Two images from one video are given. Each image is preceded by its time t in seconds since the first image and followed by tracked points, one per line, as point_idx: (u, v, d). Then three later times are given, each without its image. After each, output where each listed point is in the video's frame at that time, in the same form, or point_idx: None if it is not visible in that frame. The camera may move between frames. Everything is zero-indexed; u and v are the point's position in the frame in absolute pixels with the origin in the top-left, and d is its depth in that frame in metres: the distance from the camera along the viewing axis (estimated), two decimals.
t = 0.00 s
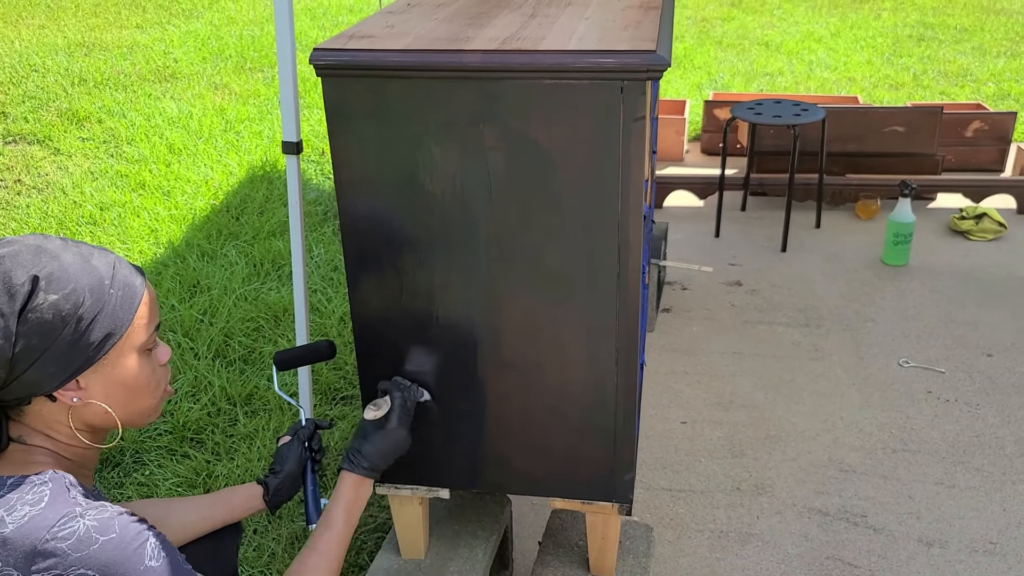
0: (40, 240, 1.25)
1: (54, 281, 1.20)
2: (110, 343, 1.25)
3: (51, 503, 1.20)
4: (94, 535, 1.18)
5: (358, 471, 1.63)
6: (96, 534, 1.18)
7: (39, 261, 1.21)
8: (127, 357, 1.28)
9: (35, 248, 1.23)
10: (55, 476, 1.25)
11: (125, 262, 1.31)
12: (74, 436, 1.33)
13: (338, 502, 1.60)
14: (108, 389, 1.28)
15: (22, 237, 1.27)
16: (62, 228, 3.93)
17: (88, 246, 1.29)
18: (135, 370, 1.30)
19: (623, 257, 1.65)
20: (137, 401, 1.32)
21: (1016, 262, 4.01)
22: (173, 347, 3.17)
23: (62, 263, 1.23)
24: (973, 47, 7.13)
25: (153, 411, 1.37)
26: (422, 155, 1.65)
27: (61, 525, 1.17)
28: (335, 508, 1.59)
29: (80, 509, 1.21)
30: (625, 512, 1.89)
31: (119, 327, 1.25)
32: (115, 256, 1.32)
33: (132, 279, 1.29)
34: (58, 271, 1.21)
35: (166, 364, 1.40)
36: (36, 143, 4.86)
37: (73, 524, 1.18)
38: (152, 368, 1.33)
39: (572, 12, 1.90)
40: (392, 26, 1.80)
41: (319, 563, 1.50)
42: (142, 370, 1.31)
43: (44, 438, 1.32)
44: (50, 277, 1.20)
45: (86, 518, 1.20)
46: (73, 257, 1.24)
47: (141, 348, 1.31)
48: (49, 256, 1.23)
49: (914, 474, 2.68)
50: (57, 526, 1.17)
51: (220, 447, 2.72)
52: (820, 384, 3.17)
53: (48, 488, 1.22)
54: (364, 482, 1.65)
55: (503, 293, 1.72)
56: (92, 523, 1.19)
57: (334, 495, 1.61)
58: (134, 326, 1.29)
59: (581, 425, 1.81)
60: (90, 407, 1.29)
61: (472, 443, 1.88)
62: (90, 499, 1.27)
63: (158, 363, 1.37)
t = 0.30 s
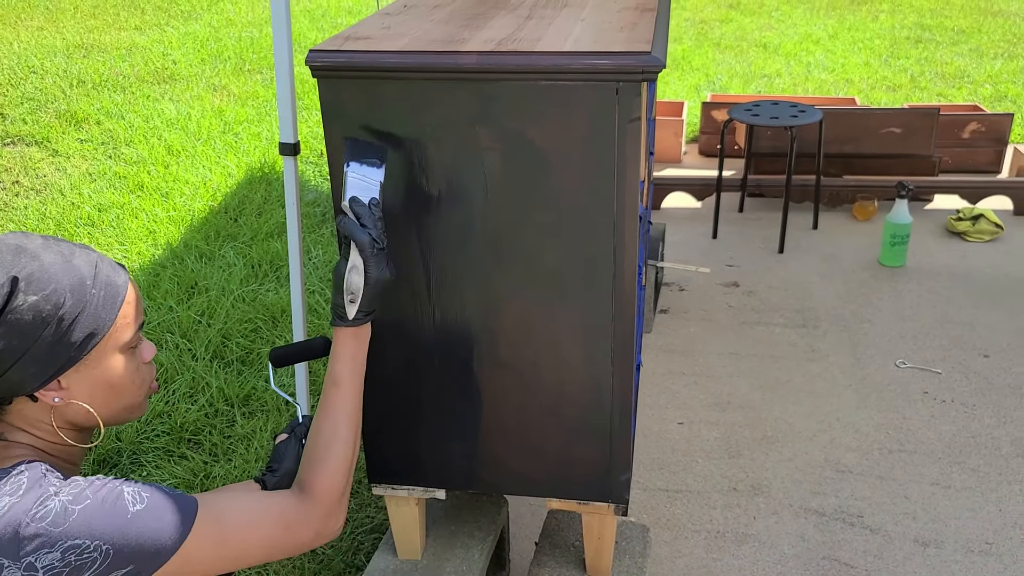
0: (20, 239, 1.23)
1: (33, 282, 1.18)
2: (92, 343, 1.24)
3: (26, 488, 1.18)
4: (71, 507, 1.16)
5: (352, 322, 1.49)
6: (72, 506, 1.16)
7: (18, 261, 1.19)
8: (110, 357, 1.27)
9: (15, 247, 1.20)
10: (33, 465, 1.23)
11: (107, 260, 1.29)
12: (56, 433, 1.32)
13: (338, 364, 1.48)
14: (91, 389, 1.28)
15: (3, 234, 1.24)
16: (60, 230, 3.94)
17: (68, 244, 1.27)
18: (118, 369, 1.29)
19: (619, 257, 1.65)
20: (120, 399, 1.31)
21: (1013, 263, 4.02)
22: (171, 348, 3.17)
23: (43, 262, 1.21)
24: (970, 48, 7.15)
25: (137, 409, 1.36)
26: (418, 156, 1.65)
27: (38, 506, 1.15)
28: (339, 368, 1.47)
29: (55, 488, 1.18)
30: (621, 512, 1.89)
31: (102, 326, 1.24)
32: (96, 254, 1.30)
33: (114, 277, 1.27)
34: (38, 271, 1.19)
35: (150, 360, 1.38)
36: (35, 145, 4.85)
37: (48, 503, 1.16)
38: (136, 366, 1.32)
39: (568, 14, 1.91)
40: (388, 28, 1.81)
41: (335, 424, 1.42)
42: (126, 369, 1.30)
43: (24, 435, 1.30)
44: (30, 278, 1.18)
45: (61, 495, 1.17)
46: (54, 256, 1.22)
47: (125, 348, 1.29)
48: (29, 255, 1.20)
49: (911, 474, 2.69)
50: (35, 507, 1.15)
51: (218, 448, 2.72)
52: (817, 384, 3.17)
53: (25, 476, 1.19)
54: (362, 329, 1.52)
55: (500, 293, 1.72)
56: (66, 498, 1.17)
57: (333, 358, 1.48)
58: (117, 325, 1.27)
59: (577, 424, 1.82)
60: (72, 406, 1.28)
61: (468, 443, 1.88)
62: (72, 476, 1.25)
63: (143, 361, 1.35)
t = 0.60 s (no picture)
0: (40, 244, 1.23)
1: (54, 286, 1.18)
2: (108, 348, 1.23)
3: (41, 509, 1.18)
4: (85, 541, 1.16)
5: (348, 473, 1.57)
6: (86, 540, 1.16)
7: (39, 266, 1.19)
8: (124, 364, 1.27)
9: (36, 252, 1.21)
10: (47, 482, 1.23)
11: (124, 268, 1.29)
12: (68, 441, 1.32)
13: (328, 506, 1.54)
14: (105, 395, 1.27)
15: (23, 240, 1.24)
16: (58, 230, 3.94)
17: (86, 251, 1.27)
18: (131, 375, 1.28)
19: (616, 257, 1.65)
20: (132, 407, 1.31)
21: (1011, 263, 4.02)
22: (169, 349, 3.17)
23: (62, 268, 1.21)
24: (970, 49, 7.15)
25: (147, 418, 1.36)
26: (415, 156, 1.65)
27: (52, 531, 1.15)
28: (326, 510, 1.54)
29: (71, 515, 1.18)
30: (619, 513, 1.89)
31: (118, 332, 1.24)
32: (114, 262, 1.30)
33: (130, 285, 1.27)
34: (58, 276, 1.19)
35: (160, 370, 1.38)
36: (34, 145, 4.85)
37: (62, 531, 1.16)
38: (148, 375, 1.32)
39: (565, 14, 1.91)
40: (384, 28, 1.81)
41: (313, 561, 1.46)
42: (138, 376, 1.29)
43: (37, 442, 1.31)
44: (50, 282, 1.18)
45: (77, 525, 1.17)
46: (73, 261, 1.22)
47: (137, 355, 1.29)
48: (49, 261, 1.21)
49: (909, 475, 2.69)
50: (48, 531, 1.15)
51: (216, 449, 2.72)
52: (815, 385, 3.17)
53: (40, 494, 1.20)
54: (355, 481, 1.60)
55: (498, 293, 1.72)
56: (82, 530, 1.17)
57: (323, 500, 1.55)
58: (132, 332, 1.27)
59: (574, 425, 1.82)
60: (85, 412, 1.28)
61: (466, 444, 1.88)
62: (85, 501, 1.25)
63: (154, 369, 1.35)
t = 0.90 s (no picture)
0: (87, 254, 1.23)
1: (91, 302, 1.18)
2: (135, 371, 1.23)
3: (58, 527, 1.19)
4: (95, 569, 1.16)
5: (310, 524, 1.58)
6: (96, 568, 1.16)
7: (82, 279, 1.19)
8: (148, 388, 1.26)
9: (81, 263, 1.21)
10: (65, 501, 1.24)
11: (166, 291, 1.29)
12: (85, 455, 1.30)
13: None
14: (123, 415, 1.26)
15: (72, 247, 1.25)
16: (59, 230, 3.94)
17: (132, 267, 1.28)
18: (153, 401, 1.28)
19: (617, 258, 1.66)
20: (150, 432, 1.30)
21: (1009, 263, 4.03)
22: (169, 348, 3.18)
23: (104, 282, 1.21)
24: (968, 49, 7.16)
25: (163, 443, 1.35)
26: (416, 156, 1.66)
27: (65, 553, 1.16)
28: None
29: (88, 538, 1.19)
30: (619, 512, 1.90)
31: (145, 356, 1.23)
32: (157, 282, 1.30)
33: (168, 308, 1.27)
34: (98, 291, 1.19)
35: (184, 396, 1.37)
36: (34, 145, 4.85)
37: (76, 554, 1.16)
38: (171, 401, 1.31)
39: (565, 14, 1.92)
40: (385, 28, 1.82)
41: None
42: (159, 401, 1.29)
43: (55, 450, 1.28)
44: (89, 298, 1.18)
45: (91, 549, 1.17)
46: (116, 279, 1.22)
47: (162, 381, 1.28)
48: (93, 275, 1.21)
49: (908, 473, 2.70)
50: (61, 552, 1.15)
51: (217, 447, 2.73)
52: (814, 384, 3.18)
53: (58, 513, 1.21)
54: None
55: (498, 293, 1.73)
56: (95, 556, 1.17)
57: None
58: (161, 357, 1.26)
59: (574, 424, 1.83)
60: (102, 428, 1.27)
61: (466, 442, 1.89)
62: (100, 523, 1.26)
63: (178, 396, 1.34)
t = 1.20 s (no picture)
0: (116, 263, 1.23)
1: (108, 310, 1.16)
2: (142, 387, 1.21)
3: (66, 561, 1.19)
4: None
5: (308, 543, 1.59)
6: None
7: (106, 286, 1.18)
8: (154, 406, 1.25)
9: (107, 271, 1.20)
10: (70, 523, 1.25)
11: (190, 309, 1.28)
12: (89, 470, 1.29)
13: None
14: (126, 430, 1.25)
15: (104, 254, 1.24)
16: (59, 226, 3.94)
17: (160, 281, 1.26)
18: (160, 420, 1.26)
19: (618, 255, 1.66)
20: (155, 450, 1.29)
21: (1009, 259, 4.03)
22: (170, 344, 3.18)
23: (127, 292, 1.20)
24: (968, 46, 7.15)
25: (168, 463, 1.33)
26: (418, 154, 1.66)
27: None
28: None
29: None
30: (619, 507, 1.91)
31: (155, 373, 1.22)
32: (184, 298, 1.29)
33: (189, 328, 1.26)
34: (118, 300, 1.18)
35: (199, 418, 1.35)
36: (34, 141, 4.84)
37: None
38: (182, 423, 1.30)
39: (566, 10, 1.91)
40: (386, 24, 1.82)
41: None
42: (167, 421, 1.27)
43: (62, 461, 1.28)
44: (108, 306, 1.17)
45: None
46: (139, 290, 1.21)
47: (173, 402, 1.26)
48: (116, 283, 1.19)
49: (908, 470, 2.70)
50: None
51: (217, 444, 2.73)
52: (814, 381, 3.18)
53: (66, 543, 1.21)
54: None
55: (499, 290, 1.73)
56: None
57: None
58: (173, 376, 1.25)
59: (574, 421, 1.83)
60: (107, 442, 1.26)
61: (467, 439, 1.89)
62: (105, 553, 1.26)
63: (190, 419, 1.32)
